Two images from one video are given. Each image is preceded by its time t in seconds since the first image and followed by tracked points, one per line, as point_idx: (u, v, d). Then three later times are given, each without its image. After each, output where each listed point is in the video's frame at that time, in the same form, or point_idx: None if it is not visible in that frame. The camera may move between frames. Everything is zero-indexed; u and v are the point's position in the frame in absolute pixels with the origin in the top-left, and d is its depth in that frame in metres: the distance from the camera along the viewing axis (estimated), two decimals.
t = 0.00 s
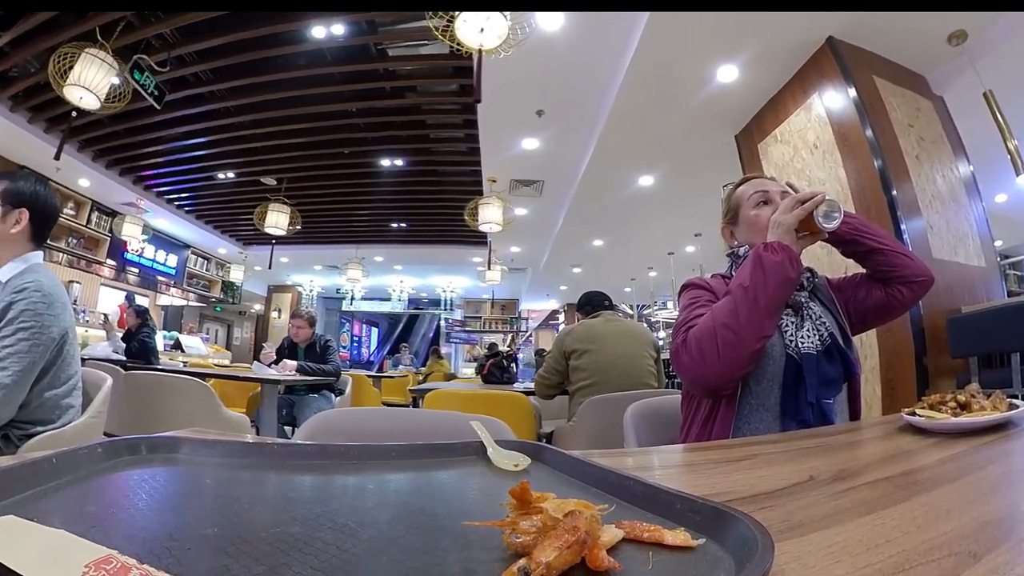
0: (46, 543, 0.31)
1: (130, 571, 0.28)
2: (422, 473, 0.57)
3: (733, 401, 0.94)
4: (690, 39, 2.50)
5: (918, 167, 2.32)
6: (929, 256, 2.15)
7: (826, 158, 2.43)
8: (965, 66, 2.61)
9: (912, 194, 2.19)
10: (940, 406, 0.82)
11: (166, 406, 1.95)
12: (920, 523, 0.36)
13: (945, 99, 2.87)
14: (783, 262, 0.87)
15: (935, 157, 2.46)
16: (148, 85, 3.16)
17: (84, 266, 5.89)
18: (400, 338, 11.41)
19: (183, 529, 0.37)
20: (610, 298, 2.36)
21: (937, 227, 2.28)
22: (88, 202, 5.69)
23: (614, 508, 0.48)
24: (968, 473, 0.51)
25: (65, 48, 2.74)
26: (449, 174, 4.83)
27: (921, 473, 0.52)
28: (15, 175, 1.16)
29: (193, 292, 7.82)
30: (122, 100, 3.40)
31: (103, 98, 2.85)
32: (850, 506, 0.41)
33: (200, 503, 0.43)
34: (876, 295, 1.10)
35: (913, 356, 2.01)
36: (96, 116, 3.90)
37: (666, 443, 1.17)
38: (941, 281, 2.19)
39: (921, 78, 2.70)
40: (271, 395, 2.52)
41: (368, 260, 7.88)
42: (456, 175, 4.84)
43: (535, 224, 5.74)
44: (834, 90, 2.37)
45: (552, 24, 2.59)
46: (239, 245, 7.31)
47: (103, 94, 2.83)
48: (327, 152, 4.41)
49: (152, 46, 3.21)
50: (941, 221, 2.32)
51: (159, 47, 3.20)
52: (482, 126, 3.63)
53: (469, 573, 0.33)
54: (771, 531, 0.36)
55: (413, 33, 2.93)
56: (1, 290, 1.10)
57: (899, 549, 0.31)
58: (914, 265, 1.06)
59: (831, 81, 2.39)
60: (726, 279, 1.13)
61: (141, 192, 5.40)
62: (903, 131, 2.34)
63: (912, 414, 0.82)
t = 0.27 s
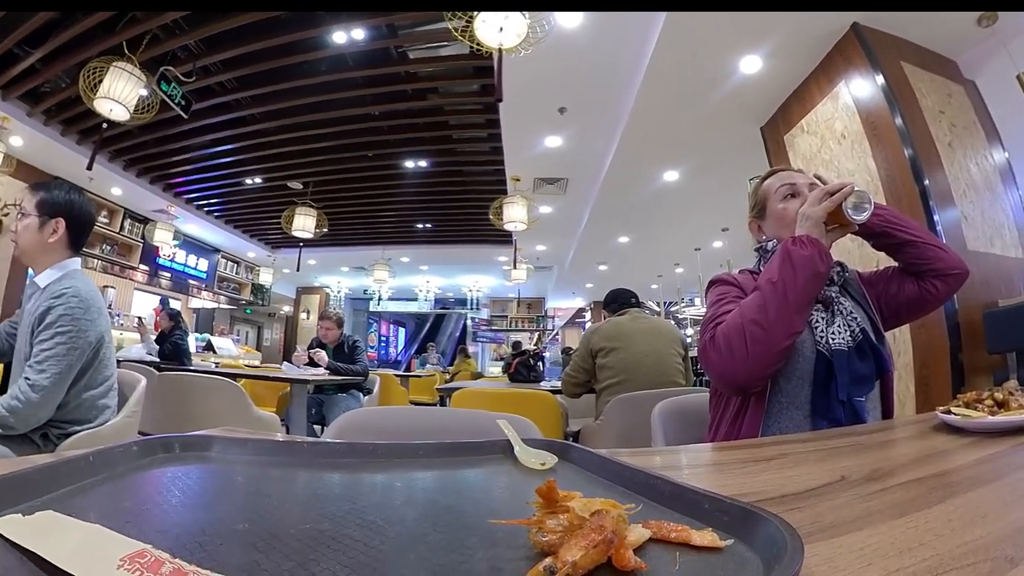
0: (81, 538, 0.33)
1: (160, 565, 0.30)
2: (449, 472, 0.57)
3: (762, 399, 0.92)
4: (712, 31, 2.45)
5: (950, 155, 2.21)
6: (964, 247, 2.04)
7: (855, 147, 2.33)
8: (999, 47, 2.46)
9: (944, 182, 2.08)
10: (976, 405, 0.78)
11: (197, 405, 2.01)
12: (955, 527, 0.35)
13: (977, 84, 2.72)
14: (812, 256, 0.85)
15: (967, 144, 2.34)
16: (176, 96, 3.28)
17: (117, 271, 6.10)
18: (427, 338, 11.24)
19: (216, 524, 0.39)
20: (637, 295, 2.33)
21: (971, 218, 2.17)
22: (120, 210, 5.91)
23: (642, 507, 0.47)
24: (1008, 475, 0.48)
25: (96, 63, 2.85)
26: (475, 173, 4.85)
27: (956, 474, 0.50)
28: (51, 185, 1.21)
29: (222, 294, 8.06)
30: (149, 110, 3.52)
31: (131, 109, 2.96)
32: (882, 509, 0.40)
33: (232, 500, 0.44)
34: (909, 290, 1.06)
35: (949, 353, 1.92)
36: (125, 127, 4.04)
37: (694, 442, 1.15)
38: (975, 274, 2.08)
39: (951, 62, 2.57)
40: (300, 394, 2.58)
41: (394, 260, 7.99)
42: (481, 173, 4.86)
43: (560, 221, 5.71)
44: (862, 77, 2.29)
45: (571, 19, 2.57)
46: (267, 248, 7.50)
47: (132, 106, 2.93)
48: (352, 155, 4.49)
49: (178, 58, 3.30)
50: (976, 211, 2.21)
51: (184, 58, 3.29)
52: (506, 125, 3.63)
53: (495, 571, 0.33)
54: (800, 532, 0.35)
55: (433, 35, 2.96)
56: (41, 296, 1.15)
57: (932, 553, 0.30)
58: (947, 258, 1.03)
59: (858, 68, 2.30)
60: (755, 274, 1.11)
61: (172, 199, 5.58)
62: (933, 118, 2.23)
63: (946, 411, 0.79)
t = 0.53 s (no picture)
0: (120, 533, 0.34)
1: (192, 559, 0.31)
2: (476, 470, 0.58)
3: (792, 397, 0.89)
4: (737, 21, 2.39)
5: (984, 142, 2.11)
6: (1000, 238, 1.94)
7: (884, 137, 2.25)
8: None
9: (979, 170, 1.98)
10: (1017, 404, 0.75)
11: (230, 405, 2.08)
12: (996, 530, 0.33)
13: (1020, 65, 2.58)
14: (843, 250, 0.82)
15: (1003, 131, 2.23)
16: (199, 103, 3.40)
17: (150, 275, 6.32)
18: (453, 337, 11.69)
19: (247, 520, 0.40)
20: (664, 292, 2.30)
21: (1008, 208, 2.06)
22: (151, 216, 6.15)
23: (669, 507, 0.47)
24: None
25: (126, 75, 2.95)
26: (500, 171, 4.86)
27: (997, 476, 0.48)
28: (82, 194, 1.26)
29: (252, 297, 8.24)
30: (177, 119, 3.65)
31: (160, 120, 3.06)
32: (917, 511, 0.39)
33: (263, 497, 0.45)
34: (944, 284, 1.02)
35: (987, 351, 1.83)
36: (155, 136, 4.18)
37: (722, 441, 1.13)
38: (1015, 267, 1.98)
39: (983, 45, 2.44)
40: (329, 394, 2.64)
41: (419, 261, 8.06)
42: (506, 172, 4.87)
43: (584, 218, 5.68)
44: (890, 64, 2.21)
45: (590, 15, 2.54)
46: (295, 251, 7.67)
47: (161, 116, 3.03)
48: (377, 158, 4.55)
49: (203, 68, 3.43)
50: (1013, 200, 2.10)
51: (209, 68, 3.39)
52: (529, 124, 3.63)
53: (520, 568, 0.33)
54: (832, 534, 0.34)
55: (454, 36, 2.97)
56: (78, 300, 1.20)
57: (968, 558, 0.29)
58: (984, 250, 0.98)
59: (887, 55, 2.22)
60: (784, 270, 1.08)
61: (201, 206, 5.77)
62: (966, 104, 2.14)
63: (985, 411, 0.76)
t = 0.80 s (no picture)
0: (155, 528, 0.36)
1: (223, 555, 0.32)
2: (503, 468, 0.58)
3: (823, 394, 0.87)
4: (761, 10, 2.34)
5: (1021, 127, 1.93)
6: None
7: (914, 125, 2.16)
8: None
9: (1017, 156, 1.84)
10: None
11: (261, 405, 2.13)
12: None
13: None
14: (875, 243, 0.80)
15: None
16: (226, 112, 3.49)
17: (182, 279, 6.52)
18: (481, 336, 12.26)
19: (278, 517, 0.41)
20: (692, 289, 2.27)
21: None
22: (181, 221, 6.35)
23: (697, 507, 0.46)
24: None
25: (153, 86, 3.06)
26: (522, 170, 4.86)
27: None
28: (114, 202, 1.31)
29: (281, 299, 8.34)
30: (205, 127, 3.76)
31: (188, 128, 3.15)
32: (951, 513, 0.37)
33: (292, 494, 0.47)
34: (981, 276, 0.97)
35: None
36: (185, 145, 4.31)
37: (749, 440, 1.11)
38: None
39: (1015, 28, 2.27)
40: (357, 393, 2.68)
41: (445, 261, 8.13)
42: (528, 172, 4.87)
43: (609, 215, 5.63)
44: (918, 49, 2.13)
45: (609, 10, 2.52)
46: (322, 253, 7.84)
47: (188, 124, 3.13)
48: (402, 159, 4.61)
49: (228, 77, 3.50)
50: None
51: (234, 77, 3.48)
52: (551, 122, 3.63)
53: (545, 567, 0.33)
54: (865, 536, 0.33)
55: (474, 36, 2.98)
56: (112, 304, 1.25)
57: (1006, 564, 0.28)
58: None
59: (915, 40, 2.14)
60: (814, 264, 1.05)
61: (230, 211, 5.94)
62: (997, 87, 1.99)
63: None
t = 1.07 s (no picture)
0: (187, 524, 0.37)
1: (253, 550, 0.33)
2: (529, 467, 0.58)
3: (855, 392, 0.84)
4: None
5: None
6: None
7: (946, 112, 2.06)
8: None
9: None
10: None
11: (292, 404, 2.18)
12: None
13: None
14: (907, 235, 0.77)
15: None
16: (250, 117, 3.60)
17: (212, 282, 6.72)
18: (507, 334, 12.46)
19: (306, 513, 0.42)
20: (720, 286, 2.24)
21: None
22: (211, 226, 6.54)
23: (725, 508, 0.45)
24: None
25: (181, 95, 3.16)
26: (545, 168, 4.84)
27: None
28: (145, 208, 1.36)
29: (310, 300, 8.44)
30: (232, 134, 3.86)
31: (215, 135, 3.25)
32: (987, 517, 0.35)
33: (320, 491, 0.48)
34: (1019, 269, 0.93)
35: None
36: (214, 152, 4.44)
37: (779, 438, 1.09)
38: None
39: None
40: (384, 393, 2.71)
41: (470, 260, 8.17)
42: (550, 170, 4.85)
43: (635, 212, 5.55)
44: (948, 33, 2.03)
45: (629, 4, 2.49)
46: (349, 254, 7.97)
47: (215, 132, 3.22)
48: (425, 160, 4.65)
49: (253, 84, 3.62)
50: None
51: (258, 84, 3.60)
52: (573, 119, 3.61)
53: (571, 566, 0.33)
54: (898, 539, 0.32)
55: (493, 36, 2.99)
56: (145, 308, 1.30)
57: None
58: None
59: (945, 23, 2.04)
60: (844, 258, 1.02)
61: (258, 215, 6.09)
62: None
63: None
